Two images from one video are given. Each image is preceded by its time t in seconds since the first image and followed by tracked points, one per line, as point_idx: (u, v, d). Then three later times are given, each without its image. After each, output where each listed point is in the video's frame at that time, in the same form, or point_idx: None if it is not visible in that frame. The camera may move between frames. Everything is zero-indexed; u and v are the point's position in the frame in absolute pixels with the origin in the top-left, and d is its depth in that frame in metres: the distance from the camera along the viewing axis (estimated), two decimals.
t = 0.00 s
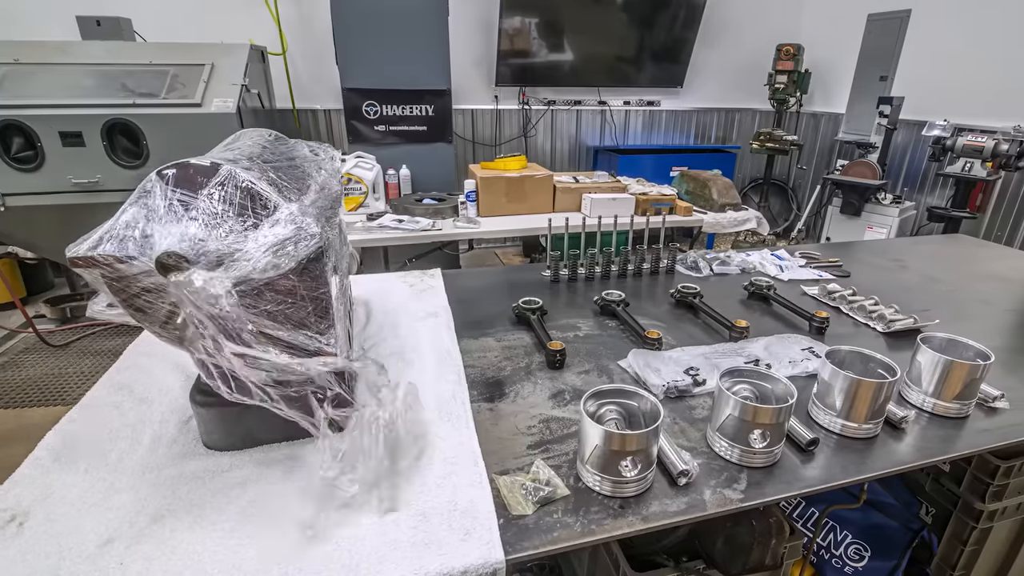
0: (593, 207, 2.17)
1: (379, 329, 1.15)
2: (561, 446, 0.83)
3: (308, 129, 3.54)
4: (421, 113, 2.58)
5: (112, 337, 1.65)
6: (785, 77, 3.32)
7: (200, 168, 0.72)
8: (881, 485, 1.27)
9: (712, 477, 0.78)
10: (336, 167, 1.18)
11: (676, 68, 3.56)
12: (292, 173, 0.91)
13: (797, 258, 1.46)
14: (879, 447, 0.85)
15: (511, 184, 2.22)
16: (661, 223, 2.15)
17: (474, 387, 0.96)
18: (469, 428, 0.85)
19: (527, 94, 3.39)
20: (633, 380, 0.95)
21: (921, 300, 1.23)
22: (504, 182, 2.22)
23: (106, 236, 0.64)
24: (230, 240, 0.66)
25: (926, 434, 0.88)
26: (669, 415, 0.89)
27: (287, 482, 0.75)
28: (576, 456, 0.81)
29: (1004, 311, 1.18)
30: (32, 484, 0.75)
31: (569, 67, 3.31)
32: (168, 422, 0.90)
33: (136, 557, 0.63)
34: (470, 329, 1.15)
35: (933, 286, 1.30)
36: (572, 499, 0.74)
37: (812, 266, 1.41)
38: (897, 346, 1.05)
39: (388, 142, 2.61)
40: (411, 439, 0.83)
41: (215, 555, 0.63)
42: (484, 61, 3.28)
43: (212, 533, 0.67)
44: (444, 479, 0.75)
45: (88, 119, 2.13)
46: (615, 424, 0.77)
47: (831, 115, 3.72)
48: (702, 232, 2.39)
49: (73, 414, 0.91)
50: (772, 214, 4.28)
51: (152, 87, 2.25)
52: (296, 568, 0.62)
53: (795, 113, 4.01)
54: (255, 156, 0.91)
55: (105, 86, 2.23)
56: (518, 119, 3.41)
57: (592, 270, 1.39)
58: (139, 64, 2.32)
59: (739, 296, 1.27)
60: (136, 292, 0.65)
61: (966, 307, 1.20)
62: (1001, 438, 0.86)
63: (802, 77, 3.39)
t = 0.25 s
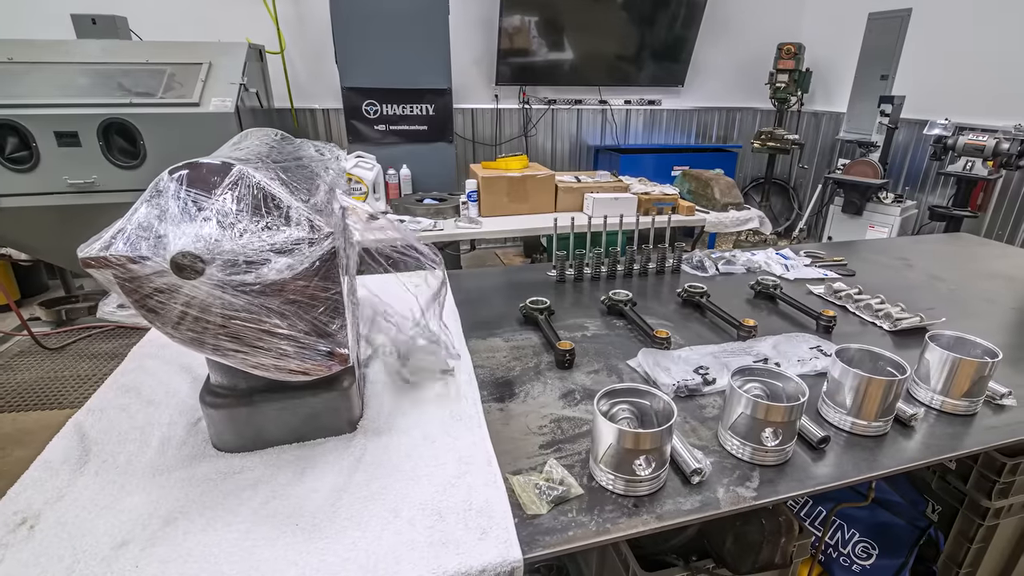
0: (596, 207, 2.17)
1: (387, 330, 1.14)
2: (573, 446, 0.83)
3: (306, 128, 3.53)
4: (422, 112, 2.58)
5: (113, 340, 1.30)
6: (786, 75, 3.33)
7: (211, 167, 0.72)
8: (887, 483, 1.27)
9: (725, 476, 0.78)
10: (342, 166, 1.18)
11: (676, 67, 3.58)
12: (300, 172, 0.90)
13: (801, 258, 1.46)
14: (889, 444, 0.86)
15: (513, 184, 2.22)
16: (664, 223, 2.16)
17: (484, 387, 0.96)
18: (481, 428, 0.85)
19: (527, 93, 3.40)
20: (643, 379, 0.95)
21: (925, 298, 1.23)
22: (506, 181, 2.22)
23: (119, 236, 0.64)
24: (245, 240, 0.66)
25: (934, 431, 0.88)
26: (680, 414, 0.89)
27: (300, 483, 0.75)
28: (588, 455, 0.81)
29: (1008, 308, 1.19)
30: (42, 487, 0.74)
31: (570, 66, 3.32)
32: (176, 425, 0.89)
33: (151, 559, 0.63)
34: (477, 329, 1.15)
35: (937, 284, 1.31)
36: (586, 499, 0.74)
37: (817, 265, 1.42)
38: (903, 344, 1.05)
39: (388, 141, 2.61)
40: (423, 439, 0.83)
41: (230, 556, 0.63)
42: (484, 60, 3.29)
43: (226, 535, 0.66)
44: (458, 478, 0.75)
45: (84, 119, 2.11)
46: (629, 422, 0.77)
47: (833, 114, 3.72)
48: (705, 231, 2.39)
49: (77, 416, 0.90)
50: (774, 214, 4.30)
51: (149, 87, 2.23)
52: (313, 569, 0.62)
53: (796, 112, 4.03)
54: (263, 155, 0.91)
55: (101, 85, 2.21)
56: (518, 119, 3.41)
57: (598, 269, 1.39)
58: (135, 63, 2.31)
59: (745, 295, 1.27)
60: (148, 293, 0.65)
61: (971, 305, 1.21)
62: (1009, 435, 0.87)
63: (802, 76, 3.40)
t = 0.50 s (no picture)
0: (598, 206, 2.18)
1: (394, 330, 1.14)
2: (584, 445, 0.82)
3: (304, 128, 3.52)
4: (423, 112, 2.58)
5: (109, 342, 1.29)
6: (787, 75, 3.35)
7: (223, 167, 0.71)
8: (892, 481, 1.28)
9: (737, 474, 0.78)
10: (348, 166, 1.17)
11: (676, 66, 3.59)
12: (309, 170, 0.90)
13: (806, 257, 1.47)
14: (898, 442, 0.86)
15: (514, 184, 2.22)
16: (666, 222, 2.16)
17: (493, 387, 0.96)
18: (492, 428, 0.85)
19: (528, 93, 3.40)
20: (653, 379, 0.95)
21: (930, 297, 1.24)
22: (508, 181, 2.21)
23: (131, 236, 0.63)
24: (258, 240, 0.66)
25: (943, 429, 0.89)
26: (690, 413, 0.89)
27: (312, 484, 0.74)
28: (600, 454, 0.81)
29: (1012, 307, 1.20)
30: (51, 489, 0.74)
31: (570, 65, 3.32)
32: (184, 427, 0.88)
33: (165, 561, 0.62)
34: (485, 330, 1.15)
35: (942, 283, 1.31)
36: (600, 498, 0.74)
37: (821, 264, 1.42)
38: (910, 342, 1.06)
39: (387, 141, 2.60)
40: (435, 440, 0.83)
41: (245, 558, 0.63)
42: (484, 58, 3.29)
43: (239, 537, 0.66)
44: (471, 479, 0.75)
45: (80, 118, 2.09)
46: (641, 421, 0.77)
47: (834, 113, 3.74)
48: (707, 231, 2.40)
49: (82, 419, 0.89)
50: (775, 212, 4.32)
51: (146, 86, 2.22)
52: (329, 569, 0.61)
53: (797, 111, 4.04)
54: (272, 155, 0.90)
55: (97, 84, 2.19)
56: (518, 118, 3.41)
57: (603, 269, 1.39)
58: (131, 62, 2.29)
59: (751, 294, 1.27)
60: (161, 293, 0.64)
61: (976, 304, 1.21)
62: (1017, 432, 0.87)
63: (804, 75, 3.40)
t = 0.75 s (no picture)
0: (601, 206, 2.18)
1: (401, 331, 1.13)
2: (595, 445, 0.82)
3: (303, 128, 3.51)
4: (423, 111, 2.57)
5: (107, 344, 1.29)
6: (789, 74, 3.36)
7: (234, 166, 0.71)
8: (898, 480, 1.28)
9: (748, 473, 0.78)
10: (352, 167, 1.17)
11: (678, 65, 3.60)
12: (316, 172, 0.90)
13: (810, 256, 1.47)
14: (907, 440, 0.86)
15: (515, 184, 2.22)
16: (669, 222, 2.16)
17: (502, 388, 0.95)
18: (502, 428, 0.84)
19: (528, 91, 3.40)
20: (662, 378, 0.95)
21: (935, 296, 1.24)
22: (509, 181, 2.21)
23: (142, 236, 0.63)
24: (270, 240, 0.66)
25: (952, 427, 0.89)
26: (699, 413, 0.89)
27: (323, 485, 0.74)
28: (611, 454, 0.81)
29: (1017, 305, 1.20)
30: (59, 492, 0.73)
31: (571, 64, 3.32)
32: (191, 428, 0.88)
33: (177, 563, 0.62)
34: (492, 330, 1.14)
35: (947, 282, 1.32)
36: (612, 497, 0.73)
37: (826, 263, 1.42)
38: (916, 340, 1.06)
39: (387, 141, 2.60)
40: (445, 440, 0.82)
41: (257, 560, 0.62)
42: (484, 57, 3.29)
43: (251, 538, 0.65)
44: (482, 479, 0.75)
45: (76, 117, 2.07)
46: (652, 420, 0.76)
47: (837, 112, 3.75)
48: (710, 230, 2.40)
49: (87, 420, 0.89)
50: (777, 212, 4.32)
51: (144, 85, 2.20)
52: (342, 570, 0.61)
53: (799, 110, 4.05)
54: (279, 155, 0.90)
55: (93, 83, 2.18)
56: (519, 116, 3.41)
57: (608, 269, 1.39)
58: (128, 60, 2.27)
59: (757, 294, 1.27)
60: (171, 294, 0.64)
61: (981, 302, 1.22)
62: None
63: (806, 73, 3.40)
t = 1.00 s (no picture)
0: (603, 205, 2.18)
1: (408, 331, 1.13)
2: (607, 444, 0.82)
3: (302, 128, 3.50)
4: (424, 110, 2.57)
5: (103, 347, 1.27)
6: (790, 73, 3.37)
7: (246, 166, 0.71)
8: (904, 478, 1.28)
9: (760, 471, 0.78)
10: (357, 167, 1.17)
11: (679, 64, 3.61)
12: (325, 171, 0.89)
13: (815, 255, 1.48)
14: (916, 437, 0.86)
15: (517, 183, 2.22)
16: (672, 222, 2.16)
17: (512, 388, 0.95)
18: (513, 429, 0.84)
19: (529, 91, 3.41)
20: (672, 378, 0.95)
21: (939, 294, 1.25)
22: (511, 181, 2.21)
23: (155, 236, 0.62)
24: (284, 240, 0.65)
25: (960, 424, 0.89)
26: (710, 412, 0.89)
27: (335, 486, 0.74)
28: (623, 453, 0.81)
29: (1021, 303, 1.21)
30: (68, 495, 0.72)
31: (571, 62, 3.32)
32: (200, 430, 0.87)
33: (191, 565, 0.61)
34: (499, 330, 1.14)
35: (951, 280, 1.32)
36: (626, 496, 0.73)
37: (830, 262, 1.43)
38: (922, 339, 1.06)
39: (387, 140, 2.59)
40: (456, 441, 0.82)
41: (272, 562, 0.62)
42: (484, 56, 3.29)
43: (264, 540, 0.65)
44: (496, 479, 0.74)
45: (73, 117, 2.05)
46: (665, 418, 0.76)
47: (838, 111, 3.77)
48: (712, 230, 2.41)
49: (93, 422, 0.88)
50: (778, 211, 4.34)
51: (140, 85, 2.19)
52: (358, 571, 0.61)
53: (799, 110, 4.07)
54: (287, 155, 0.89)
55: (89, 82, 2.16)
56: (519, 116, 3.42)
57: (614, 269, 1.39)
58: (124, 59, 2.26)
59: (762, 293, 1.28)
60: (184, 294, 0.63)
61: (986, 301, 1.22)
62: None
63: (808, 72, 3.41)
